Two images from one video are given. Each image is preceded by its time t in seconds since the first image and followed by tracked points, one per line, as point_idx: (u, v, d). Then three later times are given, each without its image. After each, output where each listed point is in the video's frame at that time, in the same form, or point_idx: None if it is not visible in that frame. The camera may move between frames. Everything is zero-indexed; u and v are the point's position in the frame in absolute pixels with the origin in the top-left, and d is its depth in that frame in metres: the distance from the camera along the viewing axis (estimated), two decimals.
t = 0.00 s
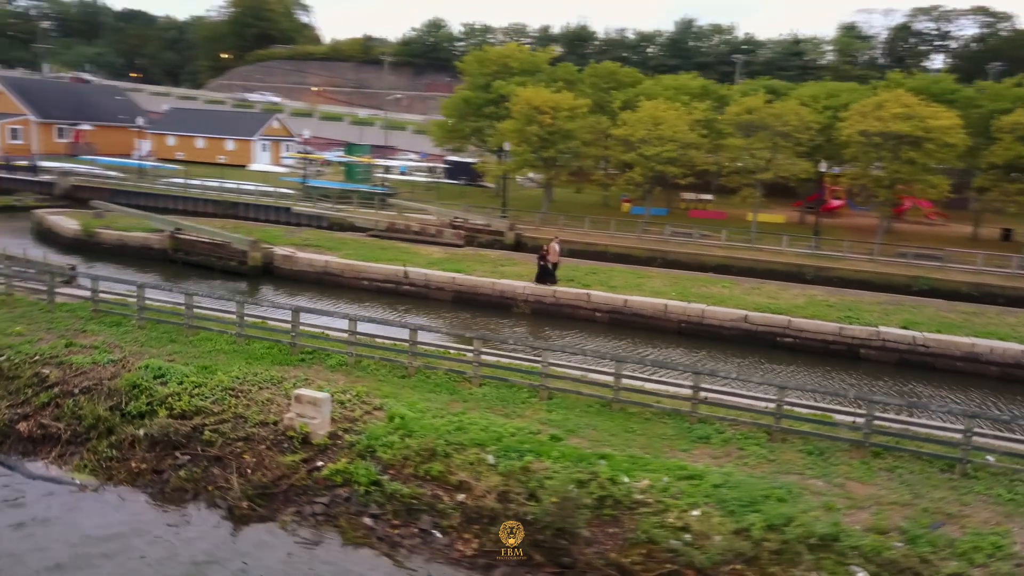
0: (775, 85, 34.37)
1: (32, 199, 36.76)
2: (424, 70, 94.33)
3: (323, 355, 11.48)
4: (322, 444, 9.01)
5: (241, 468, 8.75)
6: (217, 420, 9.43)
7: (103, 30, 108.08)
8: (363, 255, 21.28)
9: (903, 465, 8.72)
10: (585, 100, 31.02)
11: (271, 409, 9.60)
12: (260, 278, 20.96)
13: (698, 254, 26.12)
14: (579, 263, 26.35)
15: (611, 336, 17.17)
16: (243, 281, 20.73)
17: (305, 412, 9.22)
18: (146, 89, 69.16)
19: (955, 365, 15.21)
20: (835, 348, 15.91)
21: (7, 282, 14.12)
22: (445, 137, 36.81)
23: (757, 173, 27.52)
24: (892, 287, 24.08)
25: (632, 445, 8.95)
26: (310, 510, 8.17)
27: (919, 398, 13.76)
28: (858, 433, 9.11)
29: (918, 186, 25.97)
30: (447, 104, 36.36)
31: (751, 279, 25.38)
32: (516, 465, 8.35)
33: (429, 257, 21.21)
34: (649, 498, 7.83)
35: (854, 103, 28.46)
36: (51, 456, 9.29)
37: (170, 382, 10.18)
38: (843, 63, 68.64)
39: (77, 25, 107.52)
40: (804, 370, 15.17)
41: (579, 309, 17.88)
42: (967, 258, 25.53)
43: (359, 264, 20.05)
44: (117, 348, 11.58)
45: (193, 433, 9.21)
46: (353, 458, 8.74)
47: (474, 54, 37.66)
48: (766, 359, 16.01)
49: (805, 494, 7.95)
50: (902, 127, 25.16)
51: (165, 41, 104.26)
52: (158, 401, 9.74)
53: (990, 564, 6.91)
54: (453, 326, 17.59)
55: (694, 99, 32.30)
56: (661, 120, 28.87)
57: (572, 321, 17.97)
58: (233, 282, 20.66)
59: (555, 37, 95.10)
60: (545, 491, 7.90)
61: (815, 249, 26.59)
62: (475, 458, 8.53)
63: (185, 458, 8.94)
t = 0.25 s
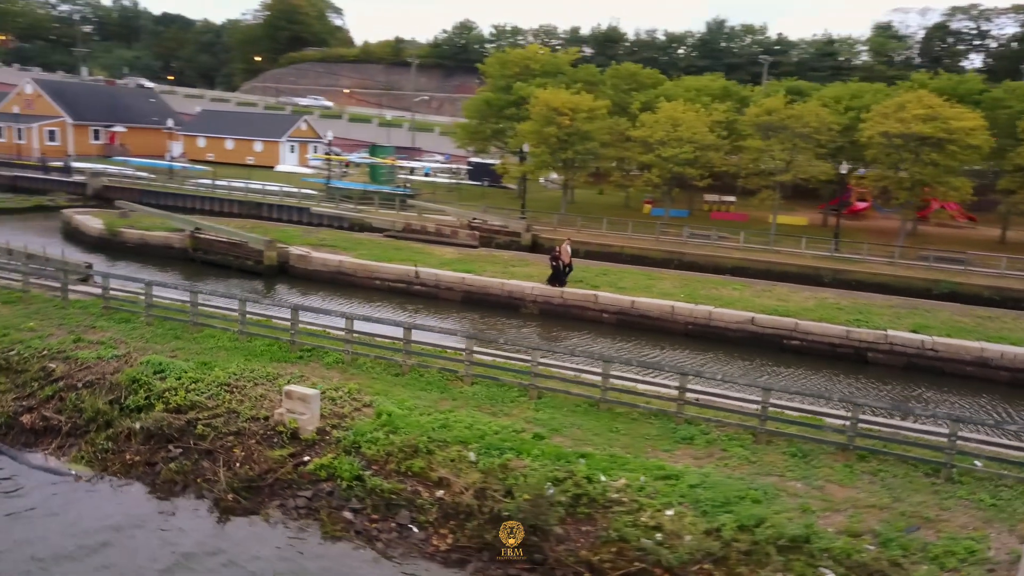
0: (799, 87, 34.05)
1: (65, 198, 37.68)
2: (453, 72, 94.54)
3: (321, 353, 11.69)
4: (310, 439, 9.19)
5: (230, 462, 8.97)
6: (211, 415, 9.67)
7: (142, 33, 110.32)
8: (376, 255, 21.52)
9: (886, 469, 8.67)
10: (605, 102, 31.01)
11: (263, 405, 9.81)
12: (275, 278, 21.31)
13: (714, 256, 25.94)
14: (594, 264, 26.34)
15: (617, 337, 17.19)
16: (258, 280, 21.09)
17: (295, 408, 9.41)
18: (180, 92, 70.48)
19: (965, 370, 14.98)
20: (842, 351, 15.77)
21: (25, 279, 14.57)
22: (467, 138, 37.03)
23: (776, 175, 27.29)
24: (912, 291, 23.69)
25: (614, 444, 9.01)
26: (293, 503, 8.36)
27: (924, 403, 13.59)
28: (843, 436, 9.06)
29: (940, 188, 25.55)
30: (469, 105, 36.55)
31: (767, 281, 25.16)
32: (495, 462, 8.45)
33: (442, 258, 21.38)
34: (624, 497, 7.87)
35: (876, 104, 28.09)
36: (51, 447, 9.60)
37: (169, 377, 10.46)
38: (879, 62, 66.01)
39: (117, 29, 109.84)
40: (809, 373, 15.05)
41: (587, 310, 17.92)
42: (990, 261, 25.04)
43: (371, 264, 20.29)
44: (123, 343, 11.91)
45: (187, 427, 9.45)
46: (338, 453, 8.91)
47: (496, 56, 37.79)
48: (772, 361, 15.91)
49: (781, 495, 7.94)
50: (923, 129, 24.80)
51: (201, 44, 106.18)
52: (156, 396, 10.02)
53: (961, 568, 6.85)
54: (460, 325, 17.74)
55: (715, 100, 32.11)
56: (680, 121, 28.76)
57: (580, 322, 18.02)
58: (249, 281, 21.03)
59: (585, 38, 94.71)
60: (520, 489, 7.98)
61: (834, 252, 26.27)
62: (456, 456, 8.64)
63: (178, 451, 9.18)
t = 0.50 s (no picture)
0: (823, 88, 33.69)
1: (96, 198, 38.55)
2: (483, 73, 94.71)
3: (320, 350, 11.90)
4: (300, 435, 9.37)
5: (220, 456, 9.20)
6: (206, 409, 9.91)
7: (179, 38, 112.42)
8: (389, 255, 21.75)
9: (869, 472, 8.62)
10: (624, 103, 30.96)
11: (257, 400, 10.03)
12: (290, 277, 21.65)
13: (730, 258, 25.76)
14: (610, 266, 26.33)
15: (624, 338, 17.20)
16: (274, 279, 21.45)
17: (286, 403, 9.59)
18: (213, 94, 71.67)
19: (973, 375, 14.77)
20: (849, 355, 15.64)
21: (43, 277, 15.00)
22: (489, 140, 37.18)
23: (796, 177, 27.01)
24: (931, 295, 23.28)
25: (598, 444, 9.07)
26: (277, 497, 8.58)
27: (928, 408, 13.43)
28: (827, 439, 9.02)
29: (963, 190, 25.11)
30: (491, 107, 36.72)
31: (784, 284, 24.93)
32: (476, 459, 8.55)
33: (454, 258, 21.55)
34: (600, 496, 7.93)
35: (899, 105, 27.70)
36: (53, 440, 9.93)
37: (169, 372, 10.73)
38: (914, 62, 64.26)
39: (155, 33, 112.08)
40: (814, 377, 14.93)
41: (594, 312, 17.96)
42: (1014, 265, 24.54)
43: (384, 264, 20.53)
44: (130, 340, 12.23)
45: (181, 421, 9.71)
46: (325, 449, 9.08)
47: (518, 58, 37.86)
48: (778, 364, 15.81)
49: (758, 497, 7.94)
50: (945, 130, 24.40)
51: (236, 48, 107.86)
52: (155, 391, 10.29)
53: (930, 572, 6.80)
54: (468, 325, 17.89)
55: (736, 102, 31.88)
56: (699, 122, 28.62)
57: (587, 323, 18.06)
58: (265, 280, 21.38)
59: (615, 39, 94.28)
60: (497, 485, 8.08)
61: (854, 254, 25.91)
62: (439, 452, 8.77)
63: (171, 445, 9.43)
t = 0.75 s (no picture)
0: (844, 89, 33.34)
1: (123, 198, 39.30)
2: (509, 75, 94.85)
3: (317, 348, 12.11)
4: (288, 430, 9.55)
5: (211, 450, 9.43)
6: (200, 404, 10.15)
7: (212, 41, 114.17)
8: (400, 255, 21.97)
9: (849, 474, 8.59)
10: (641, 105, 30.91)
11: (250, 396, 10.24)
12: (303, 276, 21.97)
13: (745, 259, 25.59)
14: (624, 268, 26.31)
15: (628, 339, 17.22)
16: (287, 279, 21.78)
17: (277, 399, 9.78)
18: (242, 97, 72.68)
19: (979, 380, 14.58)
20: (853, 358, 15.52)
21: (57, 275, 15.41)
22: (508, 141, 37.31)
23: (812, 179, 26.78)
24: (948, 299, 22.92)
25: (580, 443, 9.14)
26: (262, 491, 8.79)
27: (929, 413, 13.29)
28: (809, 442, 9.02)
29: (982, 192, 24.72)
30: (510, 109, 36.86)
31: (798, 286, 24.72)
32: (457, 456, 8.66)
33: (465, 259, 21.71)
34: (575, 493, 7.99)
35: (919, 106, 27.34)
36: (54, 433, 10.24)
37: (167, 368, 11.00)
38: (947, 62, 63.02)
39: (189, 36, 113.96)
40: (815, 380, 14.84)
41: (599, 313, 18.00)
42: None
43: (394, 264, 20.77)
44: (134, 336, 12.55)
45: (175, 415, 9.96)
46: (312, 444, 9.26)
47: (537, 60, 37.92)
48: (781, 367, 15.74)
49: (732, 497, 7.96)
50: (964, 131, 24.05)
51: (267, 50, 109.20)
52: (153, 385, 10.56)
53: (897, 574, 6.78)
54: (473, 324, 18.04)
55: (755, 103, 31.67)
56: (715, 124, 28.48)
57: (593, 324, 18.11)
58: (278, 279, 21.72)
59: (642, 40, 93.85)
60: (473, 481, 8.18)
61: (870, 256, 25.61)
62: (421, 449, 8.88)
63: (163, 438, 9.68)
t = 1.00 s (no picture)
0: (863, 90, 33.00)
1: (147, 198, 40.03)
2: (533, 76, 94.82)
3: (313, 346, 12.31)
4: (276, 426, 9.75)
5: (200, 444, 9.66)
6: (193, 400, 10.38)
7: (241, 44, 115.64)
8: (409, 255, 22.18)
9: (827, 476, 8.59)
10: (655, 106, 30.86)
11: (242, 392, 10.46)
12: (314, 276, 22.27)
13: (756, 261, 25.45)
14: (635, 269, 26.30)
15: (630, 340, 17.25)
16: (298, 278, 22.08)
17: (267, 396, 9.99)
18: (268, 99, 73.58)
19: (981, 384, 14.43)
20: (855, 361, 15.43)
21: (68, 273, 15.80)
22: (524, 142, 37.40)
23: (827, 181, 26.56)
24: (962, 302, 22.60)
25: (560, 441, 9.23)
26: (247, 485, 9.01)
27: (927, 418, 13.21)
28: (788, 443, 9.03)
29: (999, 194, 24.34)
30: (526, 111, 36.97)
31: (810, 288, 24.53)
32: (436, 453, 8.79)
33: (473, 259, 21.85)
34: (548, 491, 8.06)
35: (937, 107, 27.01)
36: (53, 426, 10.54)
37: (165, 364, 11.27)
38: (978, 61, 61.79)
39: (219, 39, 115.60)
40: (815, 384, 14.77)
41: (603, 313, 18.04)
42: None
43: (402, 264, 20.97)
44: (136, 333, 12.85)
45: (168, 410, 10.21)
46: (298, 439, 9.44)
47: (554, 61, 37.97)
48: (782, 369, 15.68)
49: (704, 496, 8.00)
50: (980, 132, 23.73)
51: (295, 53, 110.32)
52: (149, 381, 10.83)
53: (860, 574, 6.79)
54: (477, 324, 18.18)
55: (771, 104, 31.46)
56: (729, 125, 28.37)
57: (596, 325, 18.17)
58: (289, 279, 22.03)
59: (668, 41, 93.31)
60: (449, 476, 8.30)
61: (885, 259, 25.34)
62: (402, 445, 9.02)
63: (156, 433, 9.94)
